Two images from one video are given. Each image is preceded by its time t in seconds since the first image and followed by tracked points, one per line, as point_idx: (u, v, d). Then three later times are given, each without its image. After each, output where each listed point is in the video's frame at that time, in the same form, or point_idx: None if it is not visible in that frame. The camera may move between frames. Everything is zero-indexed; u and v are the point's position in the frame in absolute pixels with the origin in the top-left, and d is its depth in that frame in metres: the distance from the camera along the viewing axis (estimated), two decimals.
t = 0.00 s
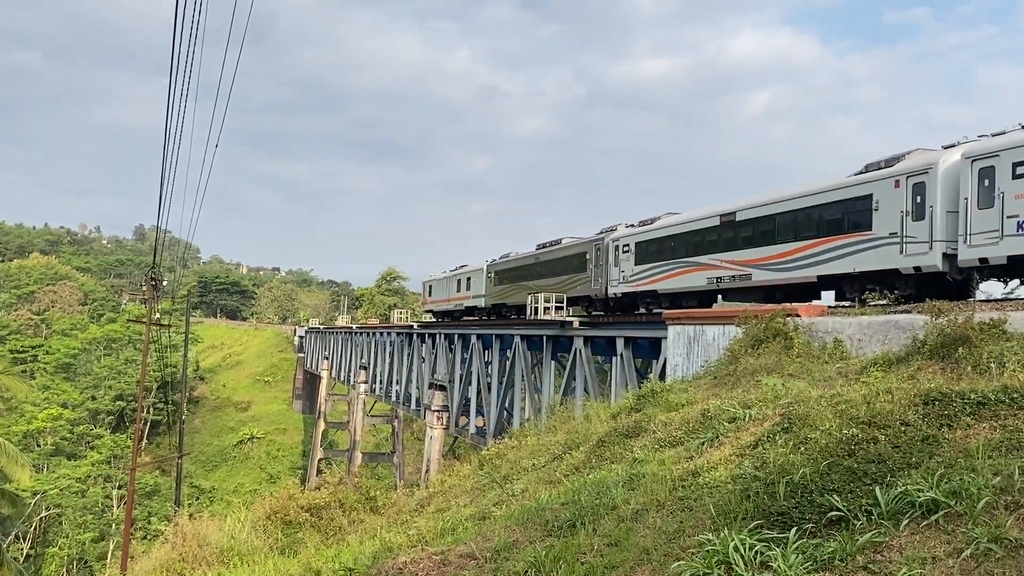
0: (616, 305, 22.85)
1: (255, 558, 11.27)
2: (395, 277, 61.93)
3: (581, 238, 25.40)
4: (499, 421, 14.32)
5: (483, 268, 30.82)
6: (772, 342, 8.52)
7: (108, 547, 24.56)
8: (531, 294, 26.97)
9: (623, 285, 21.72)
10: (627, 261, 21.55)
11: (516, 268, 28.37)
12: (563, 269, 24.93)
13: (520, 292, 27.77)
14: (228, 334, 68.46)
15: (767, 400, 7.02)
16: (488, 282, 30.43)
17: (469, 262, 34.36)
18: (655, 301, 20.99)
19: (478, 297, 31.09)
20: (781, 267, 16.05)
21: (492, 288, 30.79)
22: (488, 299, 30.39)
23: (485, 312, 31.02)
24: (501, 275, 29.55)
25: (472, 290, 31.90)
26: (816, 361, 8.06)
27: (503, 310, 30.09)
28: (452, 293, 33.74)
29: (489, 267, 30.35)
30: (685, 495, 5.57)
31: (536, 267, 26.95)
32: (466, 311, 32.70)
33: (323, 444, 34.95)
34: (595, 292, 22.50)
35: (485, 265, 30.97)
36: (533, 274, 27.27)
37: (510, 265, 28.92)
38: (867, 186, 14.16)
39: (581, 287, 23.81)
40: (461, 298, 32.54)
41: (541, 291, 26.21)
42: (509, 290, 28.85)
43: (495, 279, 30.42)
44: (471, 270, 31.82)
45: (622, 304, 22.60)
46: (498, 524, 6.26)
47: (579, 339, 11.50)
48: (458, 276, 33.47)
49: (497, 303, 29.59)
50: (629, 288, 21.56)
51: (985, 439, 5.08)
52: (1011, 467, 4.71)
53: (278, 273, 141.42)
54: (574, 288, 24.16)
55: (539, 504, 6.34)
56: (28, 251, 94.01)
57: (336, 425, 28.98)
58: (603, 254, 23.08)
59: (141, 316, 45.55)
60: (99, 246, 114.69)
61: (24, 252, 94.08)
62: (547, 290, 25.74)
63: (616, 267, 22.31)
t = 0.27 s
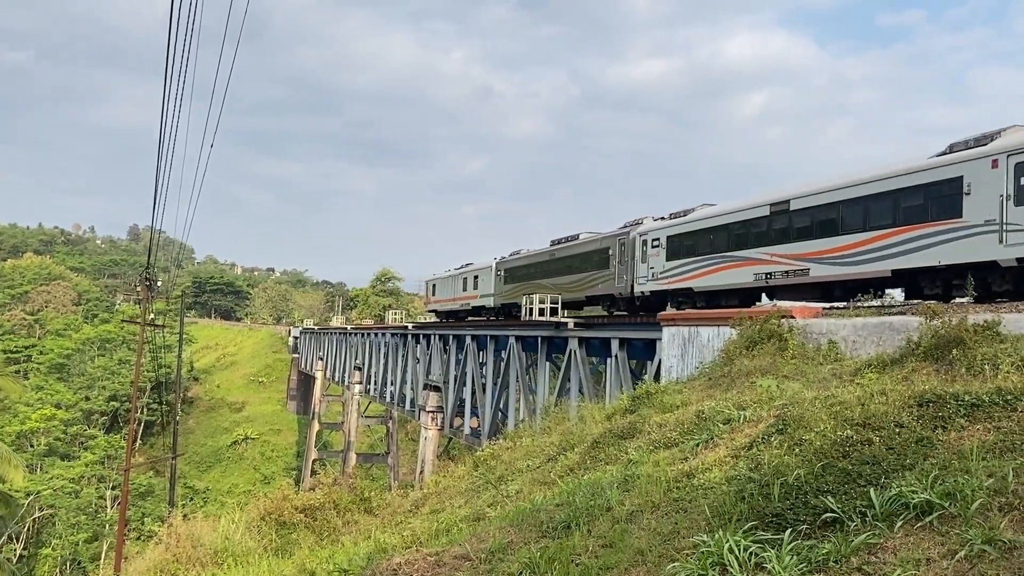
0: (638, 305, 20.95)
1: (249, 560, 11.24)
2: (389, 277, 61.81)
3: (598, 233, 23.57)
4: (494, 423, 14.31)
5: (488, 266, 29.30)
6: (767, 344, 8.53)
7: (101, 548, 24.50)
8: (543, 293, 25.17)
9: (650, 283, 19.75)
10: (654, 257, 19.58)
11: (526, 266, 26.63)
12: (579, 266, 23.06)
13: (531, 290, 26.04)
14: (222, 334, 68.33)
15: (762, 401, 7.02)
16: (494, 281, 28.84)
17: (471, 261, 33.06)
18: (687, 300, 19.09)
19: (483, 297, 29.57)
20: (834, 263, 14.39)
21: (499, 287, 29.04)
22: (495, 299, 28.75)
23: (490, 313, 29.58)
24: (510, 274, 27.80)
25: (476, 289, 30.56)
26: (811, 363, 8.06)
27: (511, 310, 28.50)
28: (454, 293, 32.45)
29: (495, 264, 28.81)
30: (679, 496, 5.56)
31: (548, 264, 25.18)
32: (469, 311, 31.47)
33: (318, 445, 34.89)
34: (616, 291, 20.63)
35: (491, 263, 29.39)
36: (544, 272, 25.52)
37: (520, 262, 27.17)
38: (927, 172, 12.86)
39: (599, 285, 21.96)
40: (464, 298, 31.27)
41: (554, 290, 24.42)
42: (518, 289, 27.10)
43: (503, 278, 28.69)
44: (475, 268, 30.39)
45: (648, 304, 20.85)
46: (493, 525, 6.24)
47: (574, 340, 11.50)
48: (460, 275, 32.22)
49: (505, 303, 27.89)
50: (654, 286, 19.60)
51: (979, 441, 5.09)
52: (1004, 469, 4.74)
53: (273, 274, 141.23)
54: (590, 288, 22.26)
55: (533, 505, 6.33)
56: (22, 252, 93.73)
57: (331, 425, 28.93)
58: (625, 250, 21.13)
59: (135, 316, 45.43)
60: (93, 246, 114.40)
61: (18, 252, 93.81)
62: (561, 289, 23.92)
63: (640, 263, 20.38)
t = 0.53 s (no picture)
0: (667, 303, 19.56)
1: (240, 561, 11.21)
2: (381, 278, 61.74)
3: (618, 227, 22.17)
4: (485, 423, 14.30)
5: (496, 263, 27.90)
6: (758, 345, 8.54)
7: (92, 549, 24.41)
8: (560, 291, 23.77)
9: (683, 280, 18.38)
10: (687, 253, 18.20)
11: (540, 263, 25.20)
12: (600, 263, 21.63)
13: (546, 289, 24.63)
14: (213, 335, 68.25)
15: (753, 403, 7.03)
16: (504, 279, 27.41)
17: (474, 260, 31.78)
18: (726, 300, 17.81)
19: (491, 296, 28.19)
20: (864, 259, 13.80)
21: (508, 285, 27.60)
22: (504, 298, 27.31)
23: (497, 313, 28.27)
24: (522, 271, 26.34)
25: (481, 288, 29.29)
26: (803, 364, 8.06)
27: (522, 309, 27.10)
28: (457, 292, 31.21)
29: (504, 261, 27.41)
30: (670, 497, 5.55)
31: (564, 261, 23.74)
32: (472, 311, 30.26)
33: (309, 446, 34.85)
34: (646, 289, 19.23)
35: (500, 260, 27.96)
36: (560, 269, 24.09)
37: (533, 259, 25.73)
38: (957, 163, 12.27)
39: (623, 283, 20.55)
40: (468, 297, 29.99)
41: (572, 288, 23.02)
42: (530, 287, 25.66)
43: (513, 275, 27.23)
44: (480, 266, 29.06)
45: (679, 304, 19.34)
46: (485, 526, 6.23)
47: (566, 341, 11.53)
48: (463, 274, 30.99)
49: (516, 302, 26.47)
50: (689, 284, 18.19)
51: (969, 442, 5.11)
52: (994, 470, 4.78)
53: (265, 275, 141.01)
54: (614, 285, 20.86)
55: (525, 506, 6.31)
56: (12, 252, 93.30)
57: (323, 427, 28.85)
58: (652, 245, 19.73)
59: (127, 317, 45.28)
60: (84, 246, 113.92)
61: (8, 253, 93.40)
62: (580, 287, 22.50)
63: (670, 259, 18.95)
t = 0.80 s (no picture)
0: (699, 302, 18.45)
1: (227, 562, 11.19)
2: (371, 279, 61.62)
3: (639, 222, 21.11)
4: (475, 424, 14.30)
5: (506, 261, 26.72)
6: (746, 346, 8.58)
7: (79, 550, 24.31)
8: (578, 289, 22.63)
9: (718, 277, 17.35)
10: (724, 247, 17.14)
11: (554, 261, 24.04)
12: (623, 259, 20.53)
13: (561, 287, 23.47)
14: (202, 335, 68.07)
15: (740, 403, 7.05)
16: (514, 277, 26.20)
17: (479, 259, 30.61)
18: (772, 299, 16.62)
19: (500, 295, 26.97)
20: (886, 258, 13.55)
21: (518, 284, 26.42)
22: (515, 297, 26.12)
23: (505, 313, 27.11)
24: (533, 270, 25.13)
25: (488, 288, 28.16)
26: (791, 365, 8.09)
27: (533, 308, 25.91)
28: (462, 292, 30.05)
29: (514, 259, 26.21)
30: (658, 498, 5.56)
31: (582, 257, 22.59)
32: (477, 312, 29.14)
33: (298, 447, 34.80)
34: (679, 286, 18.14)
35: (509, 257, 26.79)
36: (577, 267, 22.95)
37: (546, 256, 24.53)
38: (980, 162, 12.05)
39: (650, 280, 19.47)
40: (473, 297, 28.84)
41: (591, 286, 21.87)
42: (544, 286, 24.48)
43: (524, 273, 26.04)
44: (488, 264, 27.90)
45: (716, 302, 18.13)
46: (473, 527, 6.23)
47: (556, 342, 11.54)
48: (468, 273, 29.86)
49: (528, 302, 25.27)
50: (725, 280, 17.13)
51: (955, 443, 5.15)
52: (980, 471, 4.82)
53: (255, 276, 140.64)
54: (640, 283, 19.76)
55: (514, 507, 6.31)
56: None
57: (312, 428, 28.78)
58: (683, 240, 18.66)
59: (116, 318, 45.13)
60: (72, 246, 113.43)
61: None
62: (601, 285, 21.35)
63: (704, 254, 17.89)
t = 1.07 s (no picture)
0: (736, 302, 16.67)
1: (212, 565, 11.15)
2: (358, 281, 61.40)
3: (663, 215, 19.47)
4: (462, 425, 14.29)
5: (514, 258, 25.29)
6: (732, 348, 8.57)
7: (64, 552, 24.10)
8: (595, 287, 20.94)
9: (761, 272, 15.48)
10: (768, 239, 15.33)
11: (569, 257, 22.39)
12: (648, 254, 18.83)
13: (576, 285, 21.86)
14: (187, 337, 67.83)
15: (726, 405, 7.07)
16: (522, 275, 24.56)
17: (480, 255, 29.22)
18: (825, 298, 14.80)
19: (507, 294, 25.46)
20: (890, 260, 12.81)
21: (527, 282, 24.80)
22: (525, 296, 24.51)
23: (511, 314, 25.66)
24: (546, 266, 23.50)
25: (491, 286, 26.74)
26: (776, 367, 8.13)
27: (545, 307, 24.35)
28: (464, 291, 28.63)
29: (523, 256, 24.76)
30: (643, 500, 5.57)
31: (599, 253, 20.90)
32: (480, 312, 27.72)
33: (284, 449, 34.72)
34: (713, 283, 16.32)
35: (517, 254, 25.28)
36: (594, 263, 21.24)
37: (560, 251, 22.92)
38: (1009, 151, 10.95)
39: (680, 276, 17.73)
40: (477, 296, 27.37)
41: (610, 283, 20.20)
42: (558, 284, 22.83)
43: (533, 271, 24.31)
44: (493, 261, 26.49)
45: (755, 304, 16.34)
46: (459, 529, 6.23)
47: (543, 345, 11.57)
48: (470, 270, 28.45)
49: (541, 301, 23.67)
50: (772, 277, 15.26)
51: (938, 445, 5.19)
52: (962, 474, 4.86)
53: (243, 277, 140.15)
54: (668, 280, 18.04)
55: (499, 509, 6.31)
56: None
57: (298, 429, 28.70)
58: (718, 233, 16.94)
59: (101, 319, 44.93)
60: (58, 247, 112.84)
61: None
62: (622, 282, 19.69)
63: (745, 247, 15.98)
